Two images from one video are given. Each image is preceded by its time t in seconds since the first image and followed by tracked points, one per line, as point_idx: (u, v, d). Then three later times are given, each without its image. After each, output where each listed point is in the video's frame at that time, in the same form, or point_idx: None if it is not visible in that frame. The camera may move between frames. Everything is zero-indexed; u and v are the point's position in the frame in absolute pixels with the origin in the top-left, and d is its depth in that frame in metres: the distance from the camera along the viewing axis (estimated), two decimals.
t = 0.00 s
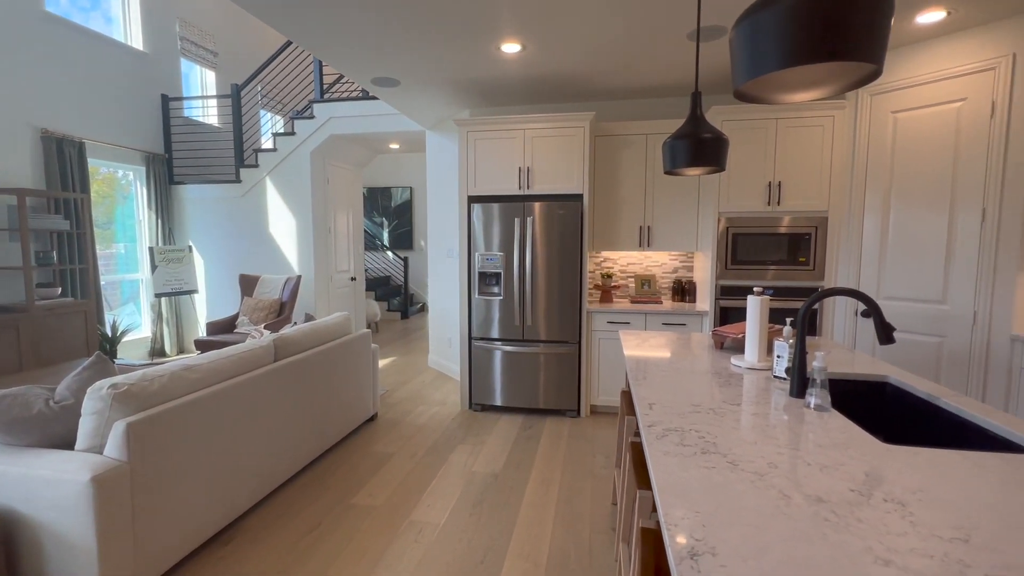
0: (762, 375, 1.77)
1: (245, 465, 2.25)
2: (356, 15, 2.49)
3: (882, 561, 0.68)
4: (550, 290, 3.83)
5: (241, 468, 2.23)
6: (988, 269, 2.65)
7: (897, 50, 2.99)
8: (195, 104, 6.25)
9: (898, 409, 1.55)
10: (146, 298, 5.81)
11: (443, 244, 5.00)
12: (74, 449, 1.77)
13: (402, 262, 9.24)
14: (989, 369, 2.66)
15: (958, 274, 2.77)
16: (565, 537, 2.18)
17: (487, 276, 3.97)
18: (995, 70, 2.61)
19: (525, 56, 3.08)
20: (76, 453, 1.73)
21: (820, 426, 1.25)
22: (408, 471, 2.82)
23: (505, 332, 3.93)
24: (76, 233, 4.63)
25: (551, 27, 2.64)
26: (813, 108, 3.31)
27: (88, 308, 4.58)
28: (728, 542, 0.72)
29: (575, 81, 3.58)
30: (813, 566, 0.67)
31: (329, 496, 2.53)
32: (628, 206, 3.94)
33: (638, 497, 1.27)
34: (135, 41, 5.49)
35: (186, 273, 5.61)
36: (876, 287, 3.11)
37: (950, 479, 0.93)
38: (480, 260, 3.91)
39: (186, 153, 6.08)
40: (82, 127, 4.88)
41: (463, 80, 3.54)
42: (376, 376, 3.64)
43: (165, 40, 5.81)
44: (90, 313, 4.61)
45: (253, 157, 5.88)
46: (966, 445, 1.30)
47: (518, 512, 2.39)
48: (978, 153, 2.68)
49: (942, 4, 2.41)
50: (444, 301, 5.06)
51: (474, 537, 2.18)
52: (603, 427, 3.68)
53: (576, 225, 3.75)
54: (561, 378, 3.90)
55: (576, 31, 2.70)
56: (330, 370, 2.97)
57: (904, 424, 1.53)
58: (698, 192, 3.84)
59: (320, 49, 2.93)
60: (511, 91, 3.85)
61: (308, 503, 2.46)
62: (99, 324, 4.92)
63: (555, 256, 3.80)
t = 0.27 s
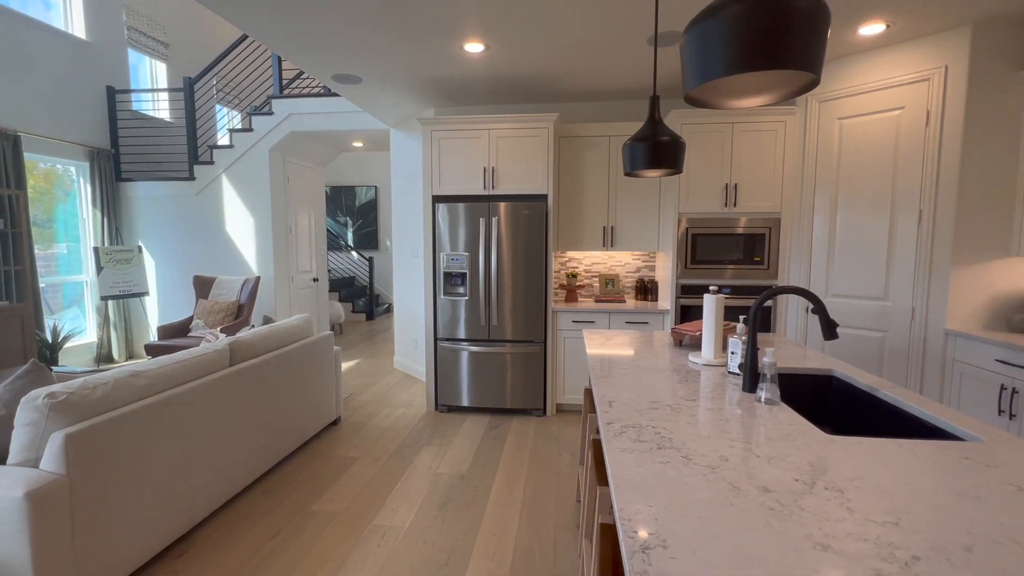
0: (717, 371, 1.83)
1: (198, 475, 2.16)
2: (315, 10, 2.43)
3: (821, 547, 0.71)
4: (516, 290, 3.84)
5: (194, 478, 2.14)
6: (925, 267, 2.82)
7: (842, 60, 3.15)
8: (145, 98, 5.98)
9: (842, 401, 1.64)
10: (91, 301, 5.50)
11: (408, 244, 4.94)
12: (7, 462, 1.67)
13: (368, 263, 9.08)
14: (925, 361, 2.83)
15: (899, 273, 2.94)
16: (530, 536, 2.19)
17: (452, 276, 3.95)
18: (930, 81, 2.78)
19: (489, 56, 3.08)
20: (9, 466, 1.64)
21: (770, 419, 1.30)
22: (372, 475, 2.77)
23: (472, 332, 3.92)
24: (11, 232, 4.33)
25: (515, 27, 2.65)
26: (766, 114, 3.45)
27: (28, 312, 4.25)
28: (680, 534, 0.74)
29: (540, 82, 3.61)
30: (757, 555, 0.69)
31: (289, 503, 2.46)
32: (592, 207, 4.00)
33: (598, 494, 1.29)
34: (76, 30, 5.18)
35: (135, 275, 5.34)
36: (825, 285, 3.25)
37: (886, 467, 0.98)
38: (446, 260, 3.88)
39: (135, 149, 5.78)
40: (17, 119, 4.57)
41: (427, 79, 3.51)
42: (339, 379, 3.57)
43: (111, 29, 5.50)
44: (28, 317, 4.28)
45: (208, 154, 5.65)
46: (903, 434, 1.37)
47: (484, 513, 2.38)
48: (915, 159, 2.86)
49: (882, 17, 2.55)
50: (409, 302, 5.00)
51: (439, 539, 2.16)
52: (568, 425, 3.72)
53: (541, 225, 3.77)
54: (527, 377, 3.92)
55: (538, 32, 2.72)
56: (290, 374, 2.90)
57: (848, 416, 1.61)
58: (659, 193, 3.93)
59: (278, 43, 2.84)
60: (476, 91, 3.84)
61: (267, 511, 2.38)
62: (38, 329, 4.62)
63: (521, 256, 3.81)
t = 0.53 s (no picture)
0: (673, 368, 1.88)
1: (145, 486, 2.07)
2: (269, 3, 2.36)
3: (759, 534, 0.74)
4: (480, 290, 3.84)
5: (140, 489, 2.05)
6: (866, 266, 2.99)
7: (790, 68, 3.30)
8: (88, 90, 5.66)
9: (790, 394, 1.71)
10: (28, 304, 5.16)
11: (371, 244, 4.86)
12: None
13: (330, 263, 8.88)
14: (867, 354, 3.00)
15: (842, 271, 3.10)
16: (493, 535, 2.20)
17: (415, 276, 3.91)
18: (870, 90, 2.95)
19: (451, 56, 3.07)
20: None
21: (719, 413, 1.35)
22: (332, 480, 2.72)
23: (436, 333, 3.89)
24: None
25: (477, 28, 2.65)
26: (721, 118, 3.57)
27: None
28: (628, 527, 0.76)
29: (503, 83, 3.62)
30: (699, 544, 0.72)
31: (245, 511, 2.38)
32: (556, 207, 4.04)
33: (556, 492, 1.31)
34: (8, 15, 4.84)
35: (77, 277, 5.03)
36: (776, 283, 3.40)
37: (823, 455, 1.04)
38: (409, 260, 3.84)
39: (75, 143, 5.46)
40: None
41: (389, 76, 3.46)
42: (299, 383, 3.48)
43: (48, 16, 5.18)
44: None
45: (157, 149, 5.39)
46: (843, 424, 1.45)
47: (447, 514, 2.37)
48: (857, 163, 3.02)
49: (825, 28, 2.68)
50: (372, 303, 4.92)
51: (401, 542, 2.14)
52: (533, 424, 3.75)
53: (505, 225, 3.79)
54: (492, 377, 3.92)
55: (499, 33, 2.72)
56: (246, 379, 2.80)
57: (794, 408, 1.69)
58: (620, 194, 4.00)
59: (231, 36, 2.74)
60: (439, 90, 3.82)
61: (221, 520, 2.30)
62: None
63: (485, 256, 3.81)
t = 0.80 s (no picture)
0: (630, 366, 1.93)
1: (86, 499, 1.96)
2: None
3: (702, 523, 0.77)
4: (444, 290, 3.82)
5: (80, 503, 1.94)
6: (813, 265, 3.15)
7: (742, 75, 3.43)
8: (22, 80, 5.31)
9: (740, 389, 1.78)
10: None
11: (332, 244, 4.75)
12: None
13: (290, 263, 8.62)
14: (814, 349, 3.16)
15: (791, 270, 3.24)
16: (456, 536, 2.20)
17: (377, 277, 3.85)
18: (815, 97, 3.10)
19: (412, 54, 3.04)
20: None
21: (672, 408, 1.40)
22: (291, 486, 2.65)
23: (399, 334, 3.84)
24: None
25: (437, 26, 2.63)
26: (678, 122, 3.67)
27: None
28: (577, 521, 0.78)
29: (465, 82, 3.61)
30: (646, 534, 0.75)
31: (196, 522, 2.29)
32: (519, 207, 4.05)
33: (514, 491, 1.32)
34: None
35: (11, 278, 4.76)
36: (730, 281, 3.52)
37: (766, 446, 1.09)
38: (371, 260, 3.77)
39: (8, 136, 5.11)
40: None
41: (349, 73, 3.40)
42: (255, 387, 3.37)
43: None
44: None
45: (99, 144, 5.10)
46: (788, 416, 1.52)
47: (409, 517, 2.35)
48: (803, 167, 3.17)
49: (773, 37, 2.81)
50: (333, 304, 4.81)
51: (362, 547, 2.11)
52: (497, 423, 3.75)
53: (468, 225, 3.78)
54: (456, 377, 3.91)
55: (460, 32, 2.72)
56: (197, 384, 2.69)
57: (744, 402, 1.76)
58: (582, 195, 4.06)
59: (180, 27, 2.63)
60: (401, 88, 3.78)
61: (170, 533, 2.20)
62: None
63: (449, 256, 3.79)
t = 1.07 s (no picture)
0: (592, 363, 1.96)
1: (19, 516, 1.83)
2: None
3: (654, 515, 0.79)
4: (409, 290, 3.77)
5: (13, 521, 1.81)
6: (766, 264, 3.28)
7: (699, 79, 3.53)
8: None
9: (696, 383, 1.84)
10: None
11: (291, 243, 4.62)
12: None
13: (248, 264, 8.32)
14: (768, 345, 3.29)
15: (746, 269, 3.37)
16: (419, 538, 2.17)
17: (338, 278, 3.75)
18: (767, 103, 3.23)
19: (372, 51, 2.99)
20: None
21: (631, 405, 1.43)
22: (248, 494, 2.56)
23: (363, 336, 3.77)
24: None
25: (398, 23, 2.60)
26: (639, 124, 3.75)
27: None
28: (533, 519, 0.79)
29: (428, 80, 3.57)
30: (601, 529, 0.76)
31: (145, 536, 2.18)
32: (483, 207, 4.05)
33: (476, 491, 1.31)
34: None
35: None
36: (689, 280, 3.63)
37: (718, 439, 1.13)
38: (332, 261, 3.68)
39: None
40: None
41: (307, 68, 3.31)
42: (209, 393, 3.24)
43: None
44: None
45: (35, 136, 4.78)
46: (741, 409, 1.58)
47: (372, 521, 2.31)
48: (757, 170, 3.29)
49: (727, 44, 2.90)
50: (293, 305, 4.68)
51: (323, 554, 2.06)
52: (463, 423, 3.74)
53: (432, 224, 3.74)
54: (421, 378, 3.87)
55: (421, 29, 2.69)
56: (145, 391, 2.56)
57: (700, 396, 1.82)
58: (546, 195, 4.08)
59: (123, 15, 2.50)
60: (362, 85, 3.70)
61: (115, 548, 2.09)
62: None
63: (413, 256, 3.74)
